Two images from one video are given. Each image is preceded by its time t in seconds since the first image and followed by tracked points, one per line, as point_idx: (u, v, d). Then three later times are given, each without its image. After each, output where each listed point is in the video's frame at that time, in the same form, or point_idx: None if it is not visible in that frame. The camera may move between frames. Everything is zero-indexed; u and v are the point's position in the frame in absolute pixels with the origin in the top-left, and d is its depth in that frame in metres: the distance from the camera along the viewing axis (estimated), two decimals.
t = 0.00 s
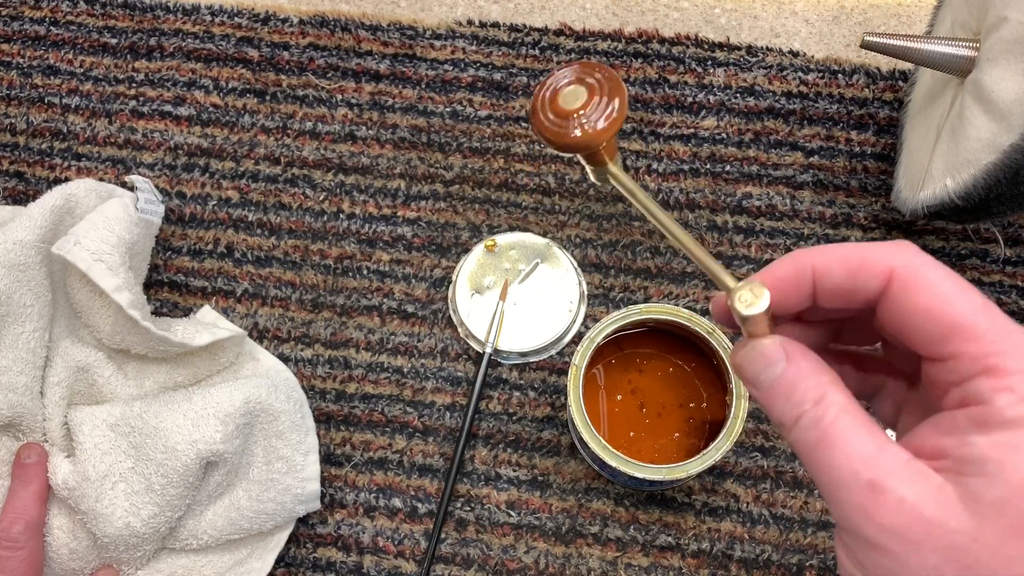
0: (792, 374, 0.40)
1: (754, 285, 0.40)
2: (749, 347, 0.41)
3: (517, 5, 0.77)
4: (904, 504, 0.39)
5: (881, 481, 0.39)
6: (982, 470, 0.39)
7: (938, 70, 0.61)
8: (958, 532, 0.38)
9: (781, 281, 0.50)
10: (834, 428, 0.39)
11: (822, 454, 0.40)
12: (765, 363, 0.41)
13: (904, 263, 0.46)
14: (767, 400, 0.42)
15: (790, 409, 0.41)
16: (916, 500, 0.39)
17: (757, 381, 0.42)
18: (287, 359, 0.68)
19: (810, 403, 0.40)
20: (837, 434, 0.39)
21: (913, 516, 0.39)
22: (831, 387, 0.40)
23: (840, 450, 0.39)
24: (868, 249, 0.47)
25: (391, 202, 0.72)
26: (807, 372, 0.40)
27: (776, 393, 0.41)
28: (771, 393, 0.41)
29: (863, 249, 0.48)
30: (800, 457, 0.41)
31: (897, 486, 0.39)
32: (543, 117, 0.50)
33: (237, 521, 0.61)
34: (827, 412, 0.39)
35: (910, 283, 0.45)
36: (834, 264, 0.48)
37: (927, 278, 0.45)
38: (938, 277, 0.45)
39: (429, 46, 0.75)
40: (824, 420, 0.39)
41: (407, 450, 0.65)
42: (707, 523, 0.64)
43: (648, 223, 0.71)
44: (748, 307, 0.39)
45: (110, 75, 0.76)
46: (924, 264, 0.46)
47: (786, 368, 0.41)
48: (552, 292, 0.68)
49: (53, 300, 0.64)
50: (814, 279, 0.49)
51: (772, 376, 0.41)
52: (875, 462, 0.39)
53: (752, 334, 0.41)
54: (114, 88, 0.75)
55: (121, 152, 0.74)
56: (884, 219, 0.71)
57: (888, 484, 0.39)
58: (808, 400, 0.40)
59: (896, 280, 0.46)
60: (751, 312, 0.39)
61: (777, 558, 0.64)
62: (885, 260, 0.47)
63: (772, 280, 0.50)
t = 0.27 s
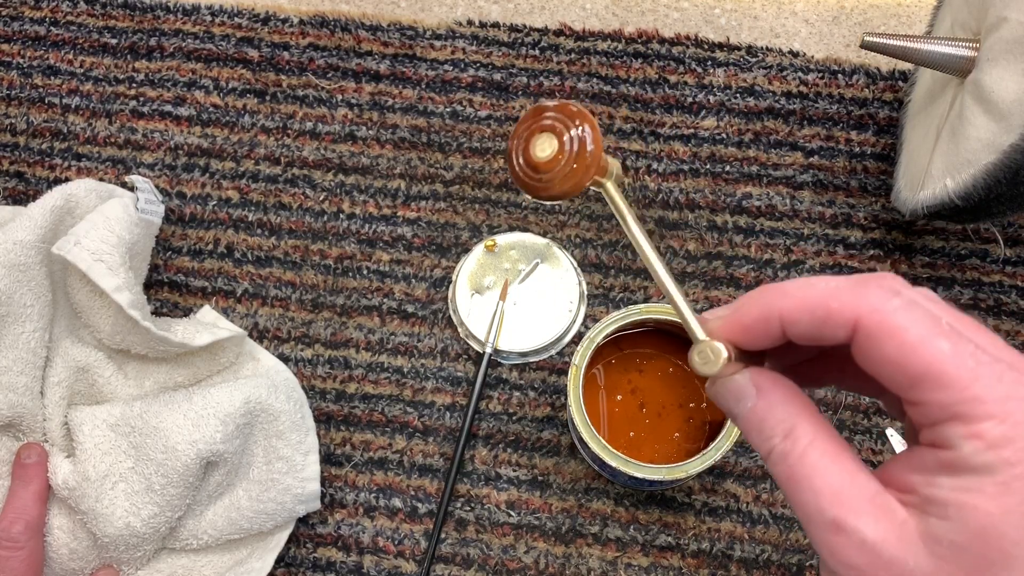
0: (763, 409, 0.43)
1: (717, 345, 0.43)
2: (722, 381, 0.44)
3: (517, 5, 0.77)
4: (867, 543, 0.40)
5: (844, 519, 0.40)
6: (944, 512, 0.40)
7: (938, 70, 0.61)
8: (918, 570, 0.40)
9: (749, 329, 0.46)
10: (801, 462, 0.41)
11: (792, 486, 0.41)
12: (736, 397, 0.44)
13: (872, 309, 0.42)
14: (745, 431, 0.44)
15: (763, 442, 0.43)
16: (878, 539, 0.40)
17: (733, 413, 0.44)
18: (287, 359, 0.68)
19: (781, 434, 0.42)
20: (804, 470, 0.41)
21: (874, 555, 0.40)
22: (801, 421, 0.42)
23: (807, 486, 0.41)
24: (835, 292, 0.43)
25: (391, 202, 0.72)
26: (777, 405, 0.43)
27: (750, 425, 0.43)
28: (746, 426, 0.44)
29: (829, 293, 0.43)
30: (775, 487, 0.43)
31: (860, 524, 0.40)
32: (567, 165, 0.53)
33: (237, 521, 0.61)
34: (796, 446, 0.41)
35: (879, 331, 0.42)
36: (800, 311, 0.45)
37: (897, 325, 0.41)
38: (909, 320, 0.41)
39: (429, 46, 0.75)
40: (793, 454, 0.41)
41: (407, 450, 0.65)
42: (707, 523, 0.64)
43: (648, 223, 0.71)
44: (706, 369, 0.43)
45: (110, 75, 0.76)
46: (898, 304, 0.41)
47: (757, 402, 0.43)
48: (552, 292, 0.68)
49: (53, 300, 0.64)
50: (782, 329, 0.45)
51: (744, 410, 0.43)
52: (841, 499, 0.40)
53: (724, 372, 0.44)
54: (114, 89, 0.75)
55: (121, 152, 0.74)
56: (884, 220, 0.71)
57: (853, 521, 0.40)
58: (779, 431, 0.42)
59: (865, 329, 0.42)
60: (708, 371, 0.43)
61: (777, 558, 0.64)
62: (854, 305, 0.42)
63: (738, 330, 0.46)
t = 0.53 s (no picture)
0: (748, 420, 0.43)
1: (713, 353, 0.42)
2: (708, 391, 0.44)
3: (517, 5, 0.77)
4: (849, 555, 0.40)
5: (826, 530, 0.40)
6: (927, 526, 0.40)
7: (938, 70, 0.61)
8: None
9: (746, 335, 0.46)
10: (784, 472, 0.42)
11: (776, 496, 0.42)
12: (722, 408, 0.44)
13: (866, 318, 0.42)
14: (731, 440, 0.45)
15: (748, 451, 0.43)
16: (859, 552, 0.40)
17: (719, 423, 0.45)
18: (287, 359, 0.68)
19: (765, 447, 0.42)
20: (788, 480, 0.41)
21: (856, 568, 0.40)
22: (785, 433, 0.42)
23: (790, 497, 0.41)
24: (830, 299, 0.43)
25: (391, 202, 0.72)
26: (764, 416, 0.43)
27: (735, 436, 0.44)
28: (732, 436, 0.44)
29: (824, 299, 0.43)
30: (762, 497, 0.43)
31: (842, 536, 0.40)
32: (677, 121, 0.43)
33: (237, 521, 0.61)
34: (780, 457, 0.42)
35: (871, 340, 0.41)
36: (797, 318, 0.45)
37: (891, 333, 0.41)
38: (904, 330, 0.41)
39: (429, 46, 0.75)
40: (779, 464, 0.42)
41: (407, 450, 0.65)
42: (707, 523, 0.64)
43: (649, 223, 0.71)
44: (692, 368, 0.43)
45: (110, 75, 0.76)
46: (894, 314, 0.41)
47: (742, 413, 0.43)
48: (552, 292, 0.68)
49: (53, 300, 0.64)
50: (780, 334, 0.46)
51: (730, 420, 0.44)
52: (824, 509, 0.41)
53: (711, 380, 0.44)
54: (114, 89, 0.75)
55: (121, 152, 0.74)
56: (884, 220, 0.71)
57: (835, 533, 0.40)
58: (762, 443, 0.43)
59: (858, 338, 0.42)
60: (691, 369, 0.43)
61: (777, 558, 0.64)
62: (848, 313, 0.42)
63: (737, 335, 0.47)
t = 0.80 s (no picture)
0: (737, 421, 0.43)
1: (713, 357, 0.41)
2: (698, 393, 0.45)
3: (517, 5, 0.77)
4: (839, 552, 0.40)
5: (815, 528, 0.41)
6: (916, 523, 0.40)
7: (938, 70, 0.61)
8: None
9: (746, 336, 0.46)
10: (773, 472, 0.42)
11: (767, 496, 0.42)
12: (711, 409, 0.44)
13: (861, 314, 0.42)
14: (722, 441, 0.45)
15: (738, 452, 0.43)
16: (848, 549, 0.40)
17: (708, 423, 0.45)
18: (287, 359, 0.68)
19: (755, 447, 0.42)
20: (778, 480, 0.41)
21: (844, 565, 0.40)
22: (774, 432, 0.42)
23: (781, 496, 0.41)
24: (826, 296, 0.43)
25: (391, 202, 0.72)
26: (754, 416, 0.43)
27: (724, 436, 0.44)
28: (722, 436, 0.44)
29: (820, 297, 0.43)
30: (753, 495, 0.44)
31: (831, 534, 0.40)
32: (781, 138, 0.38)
33: (237, 521, 0.61)
34: (768, 457, 0.42)
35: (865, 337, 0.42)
36: (792, 316, 0.45)
37: (886, 330, 0.41)
38: (898, 326, 0.41)
39: (429, 46, 0.75)
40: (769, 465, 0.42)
41: (407, 450, 0.65)
42: (707, 523, 0.64)
43: (649, 223, 0.71)
44: (687, 366, 0.41)
45: (110, 75, 0.76)
46: (889, 310, 0.41)
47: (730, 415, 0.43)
48: (552, 292, 0.68)
49: (54, 301, 0.64)
50: (776, 334, 0.46)
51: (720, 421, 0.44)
52: (814, 508, 0.41)
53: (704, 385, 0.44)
54: (114, 89, 0.75)
55: (121, 152, 0.74)
56: (884, 220, 0.72)
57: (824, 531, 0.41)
58: (751, 445, 0.43)
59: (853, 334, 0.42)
60: (683, 366, 0.42)
61: (777, 558, 0.64)
62: (843, 309, 0.42)
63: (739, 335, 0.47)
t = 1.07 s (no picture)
0: (724, 442, 0.43)
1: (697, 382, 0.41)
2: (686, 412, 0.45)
3: (517, 5, 0.77)
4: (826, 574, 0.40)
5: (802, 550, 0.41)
6: (902, 545, 0.40)
7: (937, 70, 0.61)
8: None
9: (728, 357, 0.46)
10: (759, 491, 0.42)
11: (754, 515, 0.42)
12: (698, 429, 0.44)
13: (838, 335, 0.41)
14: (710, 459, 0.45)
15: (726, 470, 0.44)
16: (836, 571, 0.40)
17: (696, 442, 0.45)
18: (287, 359, 0.68)
19: (743, 467, 0.43)
20: (766, 501, 0.42)
21: None
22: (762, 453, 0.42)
23: (768, 516, 0.41)
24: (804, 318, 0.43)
25: (391, 202, 0.72)
26: (741, 437, 0.43)
27: (712, 454, 0.44)
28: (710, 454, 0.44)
29: (799, 318, 0.43)
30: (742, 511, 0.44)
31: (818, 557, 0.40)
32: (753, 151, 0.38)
33: (237, 521, 0.61)
34: (755, 478, 0.42)
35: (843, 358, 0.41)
36: (772, 337, 0.44)
37: (865, 349, 0.40)
38: (877, 345, 0.40)
39: (429, 47, 0.75)
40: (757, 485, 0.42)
41: (407, 450, 0.65)
42: (707, 523, 0.64)
43: (649, 223, 0.71)
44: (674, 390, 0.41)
45: (110, 75, 0.76)
46: (868, 329, 0.41)
47: (717, 435, 0.43)
48: (552, 292, 0.68)
49: (54, 301, 0.64)
50: (758, 355, 0.45)
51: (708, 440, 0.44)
52: (801, 529, 0.41)
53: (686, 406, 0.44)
54: (114, 89, 0.75)
55: (121, 152, 0.74)
56: (884, 220, 0.72)
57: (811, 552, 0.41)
58: (738, 465, 0.43)
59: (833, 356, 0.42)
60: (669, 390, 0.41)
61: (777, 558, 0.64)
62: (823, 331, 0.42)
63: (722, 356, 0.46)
